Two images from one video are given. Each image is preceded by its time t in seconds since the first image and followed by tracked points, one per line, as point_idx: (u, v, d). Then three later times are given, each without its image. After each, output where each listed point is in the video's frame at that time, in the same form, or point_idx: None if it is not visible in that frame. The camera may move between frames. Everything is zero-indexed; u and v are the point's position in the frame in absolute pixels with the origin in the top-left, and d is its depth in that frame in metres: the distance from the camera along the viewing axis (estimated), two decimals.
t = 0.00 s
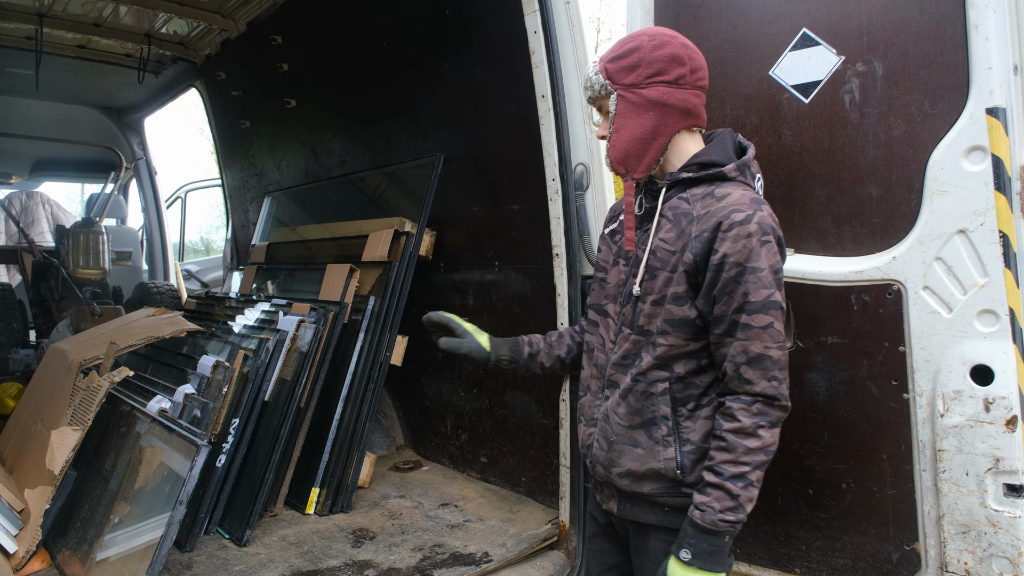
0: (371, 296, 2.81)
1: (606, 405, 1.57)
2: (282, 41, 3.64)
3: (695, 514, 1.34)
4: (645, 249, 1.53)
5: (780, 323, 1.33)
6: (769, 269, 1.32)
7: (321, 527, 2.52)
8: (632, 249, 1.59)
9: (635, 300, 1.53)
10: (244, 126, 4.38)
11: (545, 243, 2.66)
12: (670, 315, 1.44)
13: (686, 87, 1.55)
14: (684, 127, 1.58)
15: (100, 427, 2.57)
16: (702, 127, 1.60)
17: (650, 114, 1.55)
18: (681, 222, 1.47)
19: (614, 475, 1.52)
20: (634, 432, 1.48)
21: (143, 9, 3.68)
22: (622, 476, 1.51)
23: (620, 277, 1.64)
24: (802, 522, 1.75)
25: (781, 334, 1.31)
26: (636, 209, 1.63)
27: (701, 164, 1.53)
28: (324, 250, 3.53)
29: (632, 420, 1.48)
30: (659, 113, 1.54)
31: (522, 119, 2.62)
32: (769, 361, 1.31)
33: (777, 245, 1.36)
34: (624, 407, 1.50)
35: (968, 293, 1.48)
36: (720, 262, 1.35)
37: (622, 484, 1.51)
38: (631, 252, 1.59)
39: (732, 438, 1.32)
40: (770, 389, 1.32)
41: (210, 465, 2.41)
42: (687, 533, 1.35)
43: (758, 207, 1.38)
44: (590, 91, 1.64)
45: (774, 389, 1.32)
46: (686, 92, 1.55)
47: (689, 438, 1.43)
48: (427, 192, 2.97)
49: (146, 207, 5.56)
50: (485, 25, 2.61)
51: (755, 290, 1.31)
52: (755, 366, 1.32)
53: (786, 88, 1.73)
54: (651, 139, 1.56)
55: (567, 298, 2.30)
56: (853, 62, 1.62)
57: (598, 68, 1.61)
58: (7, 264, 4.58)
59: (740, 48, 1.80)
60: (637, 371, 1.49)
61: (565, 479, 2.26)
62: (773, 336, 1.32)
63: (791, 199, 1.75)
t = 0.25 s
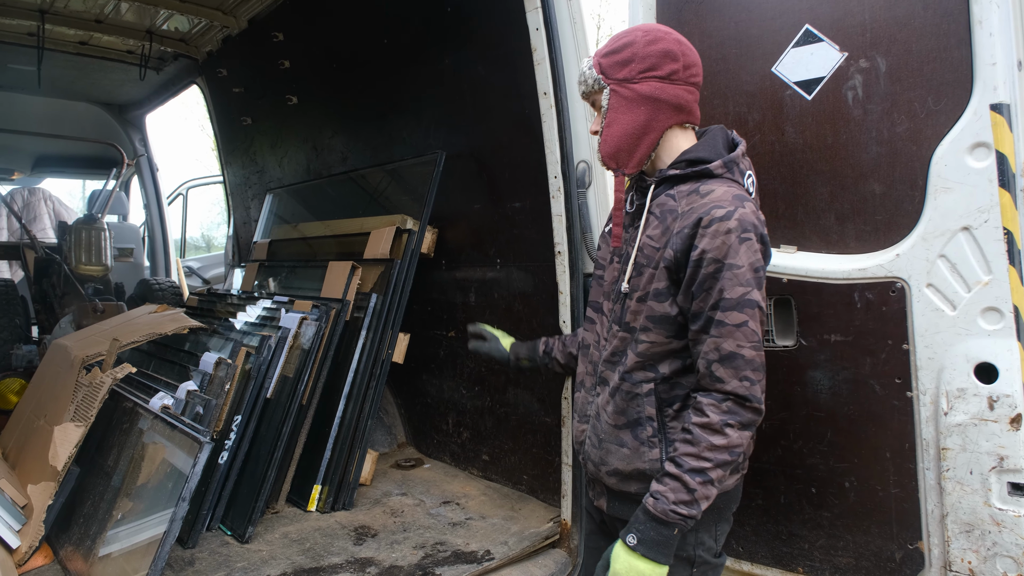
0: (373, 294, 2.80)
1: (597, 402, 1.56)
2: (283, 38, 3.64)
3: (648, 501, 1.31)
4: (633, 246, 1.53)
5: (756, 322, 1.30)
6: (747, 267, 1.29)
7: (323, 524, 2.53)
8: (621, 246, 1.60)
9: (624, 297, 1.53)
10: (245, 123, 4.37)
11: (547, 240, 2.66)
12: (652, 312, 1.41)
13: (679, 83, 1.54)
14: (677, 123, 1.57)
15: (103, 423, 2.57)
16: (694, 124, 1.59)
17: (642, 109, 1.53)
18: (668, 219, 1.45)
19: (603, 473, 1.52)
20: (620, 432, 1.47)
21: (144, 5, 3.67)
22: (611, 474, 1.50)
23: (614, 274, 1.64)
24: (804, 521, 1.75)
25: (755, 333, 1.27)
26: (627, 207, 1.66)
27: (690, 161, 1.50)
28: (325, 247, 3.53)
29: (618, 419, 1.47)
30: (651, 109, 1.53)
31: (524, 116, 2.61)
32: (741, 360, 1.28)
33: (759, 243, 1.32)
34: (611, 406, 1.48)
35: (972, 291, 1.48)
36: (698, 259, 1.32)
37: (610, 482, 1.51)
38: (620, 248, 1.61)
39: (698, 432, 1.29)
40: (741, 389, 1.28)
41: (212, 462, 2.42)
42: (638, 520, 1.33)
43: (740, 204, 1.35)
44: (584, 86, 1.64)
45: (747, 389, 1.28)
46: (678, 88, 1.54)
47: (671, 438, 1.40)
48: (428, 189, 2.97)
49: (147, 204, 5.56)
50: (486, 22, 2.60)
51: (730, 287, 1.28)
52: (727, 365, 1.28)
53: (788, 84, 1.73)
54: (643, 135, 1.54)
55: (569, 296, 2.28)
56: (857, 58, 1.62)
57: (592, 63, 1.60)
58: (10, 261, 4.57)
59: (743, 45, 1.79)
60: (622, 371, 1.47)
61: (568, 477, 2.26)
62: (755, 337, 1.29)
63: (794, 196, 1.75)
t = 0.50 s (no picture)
0: (378, 293, 2.80)
1: (595, 402, 1.55)
2: (288, 38, 3.65)
3: (655, 500, 1.29)
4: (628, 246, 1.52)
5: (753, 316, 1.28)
6: (741, 261, 1.28)
7: (328, 524, 2.53)
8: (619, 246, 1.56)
9: (621, 297, 1.52)
10: (251, 123, 4.38)
11: (551, 240, 2.66)
12: (648, 310, 1.40)
13: (676, 83, 1.54)
14: (673, 123, 1.57)
15: (108, 422, 2.58)
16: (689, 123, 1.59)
17: (642, 107, 1.52)
18: (661, 217, 1.44)
19: (602, 473, 1.49)
20: (619, 431, 1.45)
21: (150, 5, 3.69)
22: (610, 474, 1.47)
23: (609, 275, 1.64)
24: (810, 521, 1.74)
25: (753, 327, 1.26)
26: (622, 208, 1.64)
27: (681, 159, 1.48)
28: (330, 246, 3.53)
29: (617, 418, 1.45)
30: (651, 107, 1.52)
31: (529, 115, 2.61)
32: (738, 354, 1.26)
33: (752, 238, 1.31)
34: (609, 406, 1.47)
35: (979, 291, 1.44)
36: (693, 255, 1.32)
37: (610, 482, 1.48)
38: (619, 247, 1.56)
39: (699, 428, 1.28)
40: (740, 383, 1.27)
41: (217, 461, 2.43)
42: (644, 519, 1.30)
43: (733, 199, 1.34)
44: (578, 83, 1.60)
45: (745, 383, 1.27)
46: (676, 88, 1.54)
47: (670, 436, 1.38)
48: (433, 188, 2.97)
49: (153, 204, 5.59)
50: (491, 21, 2.60)
51: (725, 282, 1.27)
52: (725, 361, 1.27)
53: (795, 83, 1.72)
54: (643, 133, 1.53)
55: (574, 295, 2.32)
56: (864, 57, 1.61)
57: (588, 60, 1.57)
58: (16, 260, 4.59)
59: (749, 44, 1.78)
60: (620, 369, 1.46)
61: (572, 477, 2.26)
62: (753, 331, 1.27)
63: (801, 196, 1.74)
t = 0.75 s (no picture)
0: (380, 293, 2.81)
1: (602, 405, 1.47)
2: (291, 38, 3.65)
3: (698, 492, 1.21)
4: (635, 245, 1.46)
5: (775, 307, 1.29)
6: (765, 255, 1.28)
7: (329, 523, 2.53)
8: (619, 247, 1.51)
9: (629, 296, 1.45)
10: (253, 122, 4.38)
11: (553, 240, 2.66)
12: (669, 305, 1.37)
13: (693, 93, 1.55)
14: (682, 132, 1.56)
15: (110, 422, 2.58)
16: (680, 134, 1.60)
17: (688, 112, 1.46)
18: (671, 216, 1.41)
19: (615, 477, 1.42)
20: (636, 430, 1.39)
21: (153, 5, 3.69)
22: (624, 476, 1.41)
23: (603, 277, 1.54)
24: (811, 522, 1.74)
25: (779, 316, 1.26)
26: (620, 207, 1.54)
27: (685, 160, 1.47)
28: (331, 246, 3.54)
29: (634, 418, 1.40)
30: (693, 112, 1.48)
31: (531, 116, 2.60)
32: (767, 343, 1.26)
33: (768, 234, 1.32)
34: (625, 406, 1.41)
35: (981, 292, 1.44)
36: (719, 249, 1.30)
37: (624, 485, 1.41)
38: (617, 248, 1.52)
39: (734, 417, 1.23)
40: (770, 371, 1.26)
41: (218, 460, 2.43)
42: (693, 511, 1.20)
43: (750, 195, 1.34)
44: (637, 64, 1.40)
45: (774, 370, 1.26)
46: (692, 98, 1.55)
47: (691, 431, 1.35)
48: (435, 188, 2.97)
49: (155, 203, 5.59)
50: (493, 21, 2.60)
51: (753, 274, 1.26)
52: (757, 349, 1.25)
53: (797, 84, 1.72)
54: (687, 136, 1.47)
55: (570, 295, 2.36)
56: (866, 58, 1.61)
57: (653, 44, 1.40)
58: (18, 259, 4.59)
59: (751, 45, 1.78)
60: (636, 367, 1.40)
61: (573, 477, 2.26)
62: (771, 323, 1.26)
63: (802, 197, 1.74)
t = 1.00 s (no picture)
0: (382, 292, 2.81)
1: (614, 403, 1.43)
2: (293, 37, 3.65)
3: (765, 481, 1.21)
4: (653, 241, 1.43)
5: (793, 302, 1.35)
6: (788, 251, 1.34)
7: (330, 523, 2.53)
8: (627, 242, 1.48)
9: (646, 291, 1.43)
10: (255, 122, 4.39)
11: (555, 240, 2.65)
12: (698, 300, 1.37)
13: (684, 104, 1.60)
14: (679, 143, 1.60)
15: (112, 420, 2.58)
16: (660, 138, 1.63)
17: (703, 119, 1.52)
18: (692, 213, 1.41)
19: (633, 474, 1.40)
20: (658, 426, 1.38)
21: (155, 4, 3.69)
22: (643, 474, 1.39)
23: (606, 273, 1.49)
24: (813, 522, 1.75)
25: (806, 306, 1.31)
26: (630, 202, 1.49)
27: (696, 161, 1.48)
28: (333, 246, 3.54)
29: (656, 414, 1.38)
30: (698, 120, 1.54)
31: (533, 115, 2.60)
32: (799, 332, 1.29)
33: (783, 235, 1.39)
34: (647, 402, 1.39)
35: (984, 293, 1.43)
36: (750, 244, 1.33)
37: (642, 483, 1.39)
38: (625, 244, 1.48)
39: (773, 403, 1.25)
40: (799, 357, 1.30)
41: (219, 460, 2.43)
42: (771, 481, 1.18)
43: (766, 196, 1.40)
44: (684, 65, 1.42)
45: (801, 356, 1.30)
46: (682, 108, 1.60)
47: (710, 425, 1.37)
48: (437, 188, 2.97)
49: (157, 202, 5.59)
50: (495, 21, 2.60)
51: (785, 267, 1.30)
52: (797, 336, 1.28)
53: (799, 85, 1.72)
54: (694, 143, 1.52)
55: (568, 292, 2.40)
56: (869, 58, 1.60)
57: (698, 50, 1.44)
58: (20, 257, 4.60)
59: (754, 45, 1.78)
60: (660, 362, 1.39)
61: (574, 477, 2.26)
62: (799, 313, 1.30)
63: (805, 196, 1.74)
